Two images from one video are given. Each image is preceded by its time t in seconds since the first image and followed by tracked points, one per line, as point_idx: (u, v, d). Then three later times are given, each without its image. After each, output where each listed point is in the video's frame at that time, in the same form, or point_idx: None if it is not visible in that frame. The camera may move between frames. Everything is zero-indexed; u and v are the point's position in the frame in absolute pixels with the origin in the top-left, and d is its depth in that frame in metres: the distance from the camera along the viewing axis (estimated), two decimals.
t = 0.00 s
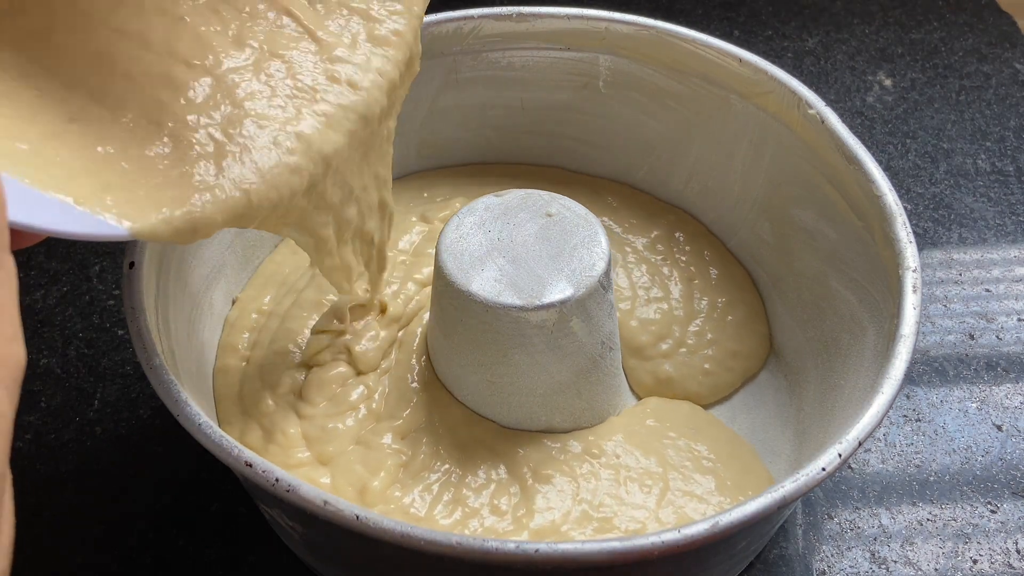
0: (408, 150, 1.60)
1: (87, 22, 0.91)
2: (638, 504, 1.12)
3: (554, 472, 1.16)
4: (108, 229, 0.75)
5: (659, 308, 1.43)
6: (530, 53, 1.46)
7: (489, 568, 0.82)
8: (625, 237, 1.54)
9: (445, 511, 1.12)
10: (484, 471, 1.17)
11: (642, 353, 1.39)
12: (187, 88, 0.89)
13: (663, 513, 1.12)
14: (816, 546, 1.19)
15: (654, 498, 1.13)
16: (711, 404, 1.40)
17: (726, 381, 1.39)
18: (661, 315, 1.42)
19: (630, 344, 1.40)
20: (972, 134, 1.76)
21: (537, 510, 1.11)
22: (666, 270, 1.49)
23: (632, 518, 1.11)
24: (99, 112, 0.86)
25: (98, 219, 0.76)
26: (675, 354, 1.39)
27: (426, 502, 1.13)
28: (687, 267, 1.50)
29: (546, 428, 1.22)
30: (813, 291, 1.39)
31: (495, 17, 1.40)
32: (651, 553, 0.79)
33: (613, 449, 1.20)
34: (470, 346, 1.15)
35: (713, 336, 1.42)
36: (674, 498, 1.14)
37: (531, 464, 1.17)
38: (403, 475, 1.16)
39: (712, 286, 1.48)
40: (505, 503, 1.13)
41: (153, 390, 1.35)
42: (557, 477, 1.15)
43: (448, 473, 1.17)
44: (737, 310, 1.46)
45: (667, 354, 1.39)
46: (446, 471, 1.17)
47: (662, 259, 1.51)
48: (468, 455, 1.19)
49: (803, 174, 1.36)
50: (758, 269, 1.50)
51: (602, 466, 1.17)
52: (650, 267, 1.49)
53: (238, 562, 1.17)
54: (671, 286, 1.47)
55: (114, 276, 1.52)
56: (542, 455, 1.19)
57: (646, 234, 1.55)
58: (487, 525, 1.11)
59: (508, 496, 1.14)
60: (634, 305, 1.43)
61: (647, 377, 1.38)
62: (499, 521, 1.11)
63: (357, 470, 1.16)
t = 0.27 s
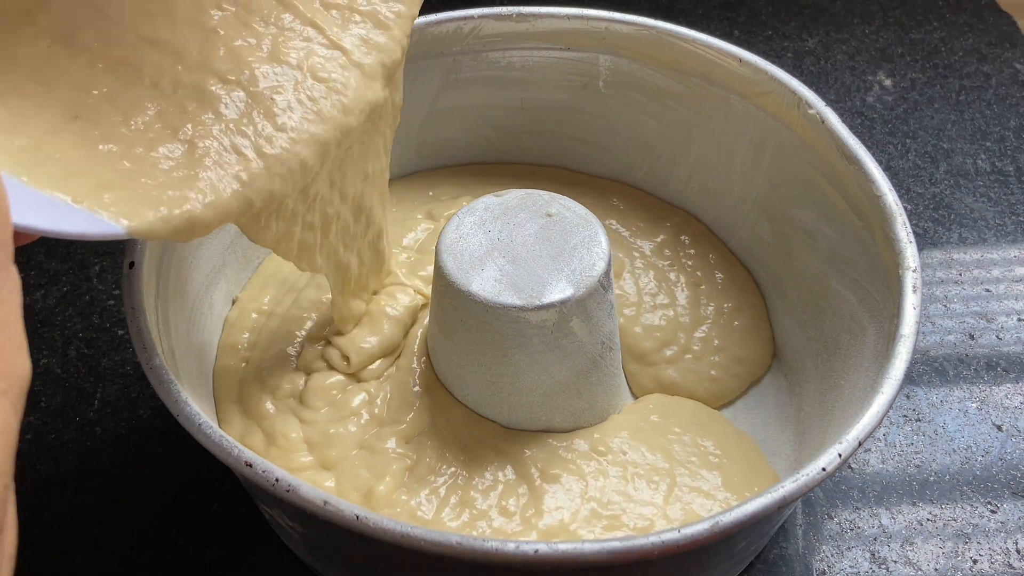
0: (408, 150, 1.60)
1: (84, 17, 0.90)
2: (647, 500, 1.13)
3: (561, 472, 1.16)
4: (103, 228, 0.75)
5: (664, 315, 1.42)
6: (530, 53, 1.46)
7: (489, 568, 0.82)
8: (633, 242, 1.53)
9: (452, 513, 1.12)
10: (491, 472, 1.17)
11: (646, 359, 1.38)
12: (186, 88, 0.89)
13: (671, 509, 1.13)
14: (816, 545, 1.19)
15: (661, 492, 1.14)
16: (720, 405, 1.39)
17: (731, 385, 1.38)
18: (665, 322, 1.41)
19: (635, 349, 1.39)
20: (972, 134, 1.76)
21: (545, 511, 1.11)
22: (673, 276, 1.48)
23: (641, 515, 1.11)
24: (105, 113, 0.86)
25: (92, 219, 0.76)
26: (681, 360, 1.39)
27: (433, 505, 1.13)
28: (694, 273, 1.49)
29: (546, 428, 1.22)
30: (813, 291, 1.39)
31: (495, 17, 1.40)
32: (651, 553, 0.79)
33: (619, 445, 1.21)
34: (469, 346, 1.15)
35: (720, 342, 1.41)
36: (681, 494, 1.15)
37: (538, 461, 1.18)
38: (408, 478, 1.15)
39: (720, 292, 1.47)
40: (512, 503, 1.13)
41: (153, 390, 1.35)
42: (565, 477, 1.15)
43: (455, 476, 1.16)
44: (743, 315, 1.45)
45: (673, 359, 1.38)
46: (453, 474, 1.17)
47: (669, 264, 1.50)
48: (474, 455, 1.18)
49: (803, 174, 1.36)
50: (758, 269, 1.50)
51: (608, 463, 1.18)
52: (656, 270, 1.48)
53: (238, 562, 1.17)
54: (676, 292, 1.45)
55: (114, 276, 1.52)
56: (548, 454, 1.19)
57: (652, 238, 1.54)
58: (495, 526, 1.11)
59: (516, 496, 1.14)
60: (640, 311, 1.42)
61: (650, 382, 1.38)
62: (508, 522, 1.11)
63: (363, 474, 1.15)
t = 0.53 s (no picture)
0: (408, 150, 1.60)
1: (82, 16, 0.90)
2: (655, 497, 1.14)
3: (569, 471, 1.16)
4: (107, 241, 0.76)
5: (669, 321, 1.41)
6: (530, 54, 1.46)
7: (488, 568, 0.82)
8: (641, 245, 1.52)
9: (461, 516, 1.12)
10: (499, 471, 1.17)
11: (650, 365, 1.37)
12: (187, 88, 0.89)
13: (678, 505, 1.14)
14: (816, 545, 1.19)
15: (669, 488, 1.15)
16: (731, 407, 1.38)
17: (736, 388, 1.37)
18: (669, 328, 1.40)
19: (637, 354, 1.37)
20: (972, 134, 1.76)
21: (553, 511, 1.11)
22: (680, 280, 1.47)
23: (648, 512, 1.12)
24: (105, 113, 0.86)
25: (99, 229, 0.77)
26: (688, 363, 1.37)
27: (441, 508, 1.12)
28: (701, 278, 1.48)
29: (547, 428, 1.22)
30: (813, 291, 1.39)
31: (495, 17, 1.40)
32: (651, 553, 0.79)
33: (625, 442, 1.21)
34: (470, 346, 1.15)
35: (727, 347, 1.40)
36: (688, 490, 1.16)
37: (544, 456, 1.18)
38: (415, 483, 1.15)
39: (727, 296, 1.46)
40: (520, 504, 1.13)
41: (153, 389, 1.35)
42: (573, 477, 1.15)
43: (462, 478, 1.16)
44: (749, 320, 1.44)
45: (678, 363, 1.37)
46: (460, 476, 1.16)
47: (676, 268, 1.49)
48: (481, 456, 1.18)
49: (803, 174, 1.36)
50: (758, 269, 1.50)
51: (614, 461, 1.18)
52: (661, 273, 1.47)
53: (238, 562, 1.17)
54: (682, 297, 1.44)
55: (114, 276, 1.52)
56: (554, 454, 1.19)
57: (659, 241, 1.53)
58: (505, 527, 1.10)
59: (525, 496, 1.14)
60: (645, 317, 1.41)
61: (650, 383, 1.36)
62: (517, 523, 1.11)
63: (370, 479, 1.15)
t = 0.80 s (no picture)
0: (407, 150, 1.60)
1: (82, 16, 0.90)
2: (662, 494, 1.14)
3: (576, 470, 1.16)
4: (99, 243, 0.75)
5: (674, 326, 1.40)
6: (530, 54, 1.47)
7: (488, 568, 0.82)
8: (646, 249, 1.51)
9: (469, 518, 1.11)
10: (506, 471, 1.16)
11: (652, 369, 1.36)
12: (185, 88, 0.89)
13: (685, 501, 1.14)
14: (816, 546, 1.19)
15: (676, 484, 1.15)
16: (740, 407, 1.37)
17: (742, 391, 1.37)
18: (674, 332, 1.39)
19: (639, 359, 1.37)
20: (972, 134, 1.76)
21: (561, 510, 1.11)
22: (685, 285, 1.46)
23: (655, 509, 1.12)
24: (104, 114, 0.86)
25: (98, 234, 0.76)
26: (693, 366, 1.37)
27: (449, 511, 1.12)
28: (707, 282, 1.47)
29: (547, 428, 1.22)
30: (813, 291, 1.39)
31: (495, 17, 1.40)
32: (650, 553, 0.79)
33: (630, 438, 1.21)
34: (470, 346, 1.15)
35: (733, 352, 1.39)
36: (694, 487, 1.16)
37: (550, 454, 1.19)
38: (421, 487, 1.14)
39: (733, 300, 1.46)
40: (528, 504, 1.12)
41: (154, 389, 1.35)
42: (580, 476, 1.15)
43: (469, 480, 1.15)
44: (755, 325, 1.43)
45: (682, 367, 1.36)
46: (467, 479, 1.16)
47: (681, 273, 1.48)
48: (487, 457, 1.18)
49: (803, 174, 1.36)
50: (759, 269, 1.50)
51: (620, 457, 1.18)
52: (665, 276, 1.47)
53: (238, 562, 1.17)
54: (687, 302, 1.43)
55: (114, 276, 1.52)
56: (561, 453, 1.19)
57: (664, 245, 1.52)
58: (514, 528, 1.10)
59: (533, 496, 1.13)
60: (649, 321, 1.40)
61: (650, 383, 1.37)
62: (526, 524, 1.10)
63: (370, 480, 1.15)
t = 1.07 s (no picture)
0: (407, 150, 1.60)
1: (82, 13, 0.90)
2: (668, 490, 1.14)
3: (584, 469, 1.16)
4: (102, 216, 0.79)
5: (679, 331, 1.39)
6: (530, 54, 1.47)
7: (487, 568, 0.82)
8: (653, 251, 1.51)
9: (479, 520, 1.11)
10: (515, 471, 1.16)
11: (654, 374, 1.36)
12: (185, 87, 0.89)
13: (691, 497, 1.14)
14: (816, 546, 1.19)
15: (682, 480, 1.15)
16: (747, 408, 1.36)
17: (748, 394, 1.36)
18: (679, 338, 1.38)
19: (642, 363, 1.36)
20: (972, 134, 1.76)
21: (570, 510, 1.11)
22: (691, 290, 1.45)
23: (662, 505, 1.12)
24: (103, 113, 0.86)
25: (100, 204, 0.79)
26: (698, 369, 1.36)
27: (459, 514, 1.11)
28: (712, 287, 1.47)
29: (547, 428, 1.22)
30: (812, 291, 1.38)
31: (495, 17, 1.40)
32: (651, 553, 0.79)
33: (635, 434, 1.22)
34: (470, 347, 1.15)
35: (740, 357, 1.38)
36: (700, 482, 1.16)
37: (557, 452, 1.19)
38: (431, 492, 1.14)
39: (736, 302, 1.45)
40: (539, 505, 1.12)
41: (154, 389, 1.35)
42: (587, 474, 1.15)
43: (478, 482, 1.15)
44: (761, 329, 1.43)
45: (687, 371, 1.36)
46: (475, 480, 1.15)
47: (687, 277, 1.47)
48: (495, 459, 1.18)
49: (803, 174, 1.36)
50: (759, 268, 1.50)
51: (626, 454, 1.18)
52: (671, 279, 1.46)
53: (238, 562, 1.17)
54: (693, 308, 1.43)
55: (114, 276, 1.52)
56: (568, 452, 1.19)
57: (671, 249, 1.52)
58: (524, 528, 1.09)
59: (542, 496, 1.13)
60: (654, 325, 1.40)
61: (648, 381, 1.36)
62: (537, 525, 1.10)
63: (370, 480, 1.15)
